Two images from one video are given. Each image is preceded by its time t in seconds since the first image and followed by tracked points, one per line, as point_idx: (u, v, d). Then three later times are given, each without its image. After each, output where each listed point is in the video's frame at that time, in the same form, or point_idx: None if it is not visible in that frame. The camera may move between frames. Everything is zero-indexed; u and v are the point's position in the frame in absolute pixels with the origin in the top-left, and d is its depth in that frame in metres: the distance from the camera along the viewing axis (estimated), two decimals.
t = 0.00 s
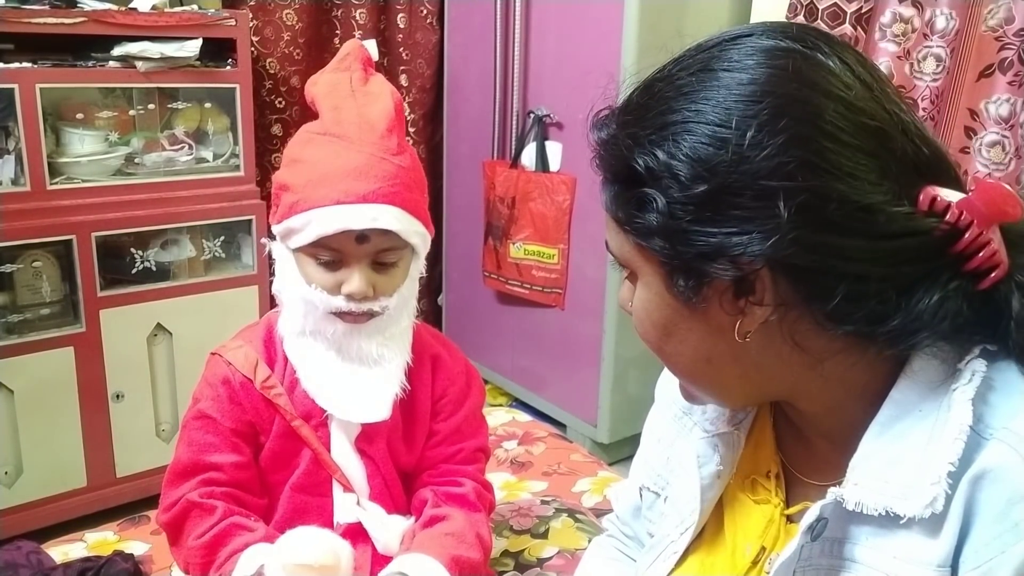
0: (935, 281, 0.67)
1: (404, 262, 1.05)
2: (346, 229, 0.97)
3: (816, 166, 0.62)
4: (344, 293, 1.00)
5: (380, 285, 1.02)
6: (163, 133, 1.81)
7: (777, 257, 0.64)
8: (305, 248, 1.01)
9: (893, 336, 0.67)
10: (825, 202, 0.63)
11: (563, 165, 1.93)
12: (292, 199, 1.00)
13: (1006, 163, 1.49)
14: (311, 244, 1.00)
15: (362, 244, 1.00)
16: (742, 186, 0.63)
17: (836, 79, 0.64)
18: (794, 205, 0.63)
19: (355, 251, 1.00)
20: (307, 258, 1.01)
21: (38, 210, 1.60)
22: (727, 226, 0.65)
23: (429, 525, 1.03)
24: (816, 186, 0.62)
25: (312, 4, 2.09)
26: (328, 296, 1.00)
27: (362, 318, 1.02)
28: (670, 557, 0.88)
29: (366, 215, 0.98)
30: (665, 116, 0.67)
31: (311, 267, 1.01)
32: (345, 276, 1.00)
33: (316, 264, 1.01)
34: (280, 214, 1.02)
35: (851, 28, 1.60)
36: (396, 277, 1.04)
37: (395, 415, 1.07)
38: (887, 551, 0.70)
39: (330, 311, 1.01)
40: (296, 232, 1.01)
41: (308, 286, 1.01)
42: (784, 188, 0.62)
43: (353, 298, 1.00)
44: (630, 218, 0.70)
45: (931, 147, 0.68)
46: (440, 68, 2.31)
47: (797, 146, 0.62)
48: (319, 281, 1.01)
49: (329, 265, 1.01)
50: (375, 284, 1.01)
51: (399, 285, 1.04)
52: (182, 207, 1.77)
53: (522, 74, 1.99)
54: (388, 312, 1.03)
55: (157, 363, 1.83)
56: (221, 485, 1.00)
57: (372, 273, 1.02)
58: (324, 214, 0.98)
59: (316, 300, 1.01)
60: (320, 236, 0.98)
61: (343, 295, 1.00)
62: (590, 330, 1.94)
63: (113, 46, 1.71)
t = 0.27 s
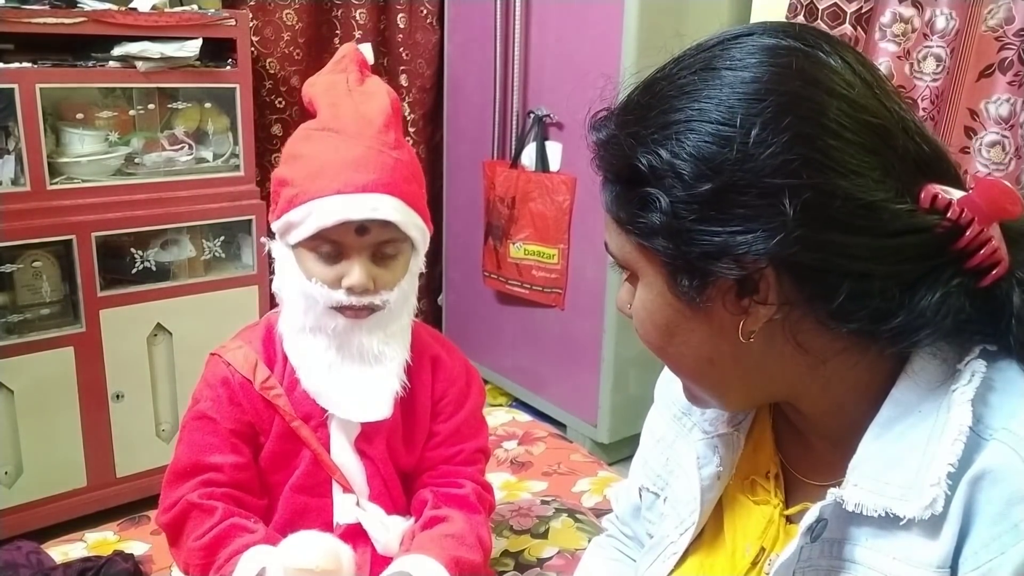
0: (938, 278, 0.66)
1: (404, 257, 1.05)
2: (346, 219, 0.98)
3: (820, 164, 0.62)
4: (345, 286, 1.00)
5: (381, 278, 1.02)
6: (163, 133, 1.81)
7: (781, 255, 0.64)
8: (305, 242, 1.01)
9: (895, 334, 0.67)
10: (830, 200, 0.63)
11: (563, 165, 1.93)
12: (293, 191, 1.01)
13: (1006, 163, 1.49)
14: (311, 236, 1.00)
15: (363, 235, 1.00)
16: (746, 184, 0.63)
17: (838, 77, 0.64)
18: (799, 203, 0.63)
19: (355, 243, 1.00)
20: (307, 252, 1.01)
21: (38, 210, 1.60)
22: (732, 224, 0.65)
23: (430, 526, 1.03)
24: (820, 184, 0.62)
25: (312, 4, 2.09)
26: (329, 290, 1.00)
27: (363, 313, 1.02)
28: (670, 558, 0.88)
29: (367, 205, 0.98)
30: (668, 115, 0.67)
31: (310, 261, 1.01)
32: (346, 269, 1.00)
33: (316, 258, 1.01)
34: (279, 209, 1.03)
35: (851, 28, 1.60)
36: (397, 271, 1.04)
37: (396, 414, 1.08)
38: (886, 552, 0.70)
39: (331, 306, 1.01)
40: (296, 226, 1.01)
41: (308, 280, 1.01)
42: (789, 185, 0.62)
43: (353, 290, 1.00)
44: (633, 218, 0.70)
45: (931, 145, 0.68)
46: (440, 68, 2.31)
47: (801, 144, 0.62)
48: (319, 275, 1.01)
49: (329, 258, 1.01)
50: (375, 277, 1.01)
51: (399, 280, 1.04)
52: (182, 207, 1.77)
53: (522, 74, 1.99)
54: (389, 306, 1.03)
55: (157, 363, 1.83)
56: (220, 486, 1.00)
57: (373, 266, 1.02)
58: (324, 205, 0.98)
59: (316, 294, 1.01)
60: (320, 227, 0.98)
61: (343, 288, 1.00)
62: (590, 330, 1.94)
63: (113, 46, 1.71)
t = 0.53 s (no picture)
0: (938, 280, 0.66)
1: (404, 239, 1.09)
2: (352, 190, 1.02)
3: (821, 165, 0.62)
4: (350, 261, 1.03)
5: (383, 255, 1.06)
6: (163, 133, 1.81)
7: (781, 256, 0.64)
8: (309, 221, 1.05)
9: (895, 335, 0.67)
10: (830, 201, 0.63)
11: (563, 164, 1.93)
12: (294, 172, 1.05)
13: (1006, 163, 1.49)
14: (315, 213, 1.04)
15: (367, 209, 1.04)
16: (747, 185, 0.63)
17: (839, 78, 0.64)
18: (799, 204, 0.63)
19: (360, 216, 1.04)
20: (310, 232, 1.05)
21: (38, 210, 1.60)
22: (732, 225, 0.65)
23: (428, 526, 1.03)
24: (820, 185, 0.62)
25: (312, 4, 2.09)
26: (333, 267, 1.03)
27: (366, 293, 1.05)
28: (671, 559, 0.88)
29: (371, 177, 1.03)
30: (669, 115, 0.67)
31: (313, 240, 1.05)
32: (351, 244, 1.04)
33: (320, 237, 1.05)
34: (281, 193, 1.07)
35: (851, 28, 1.60)
36: (396, 252, 1.08)
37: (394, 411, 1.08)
38: (887, 552, 0.70)
39: (336, 284, 1.04)
40: (300, 206, 1.05)
41: (312, 260, 1.04)
42: (789, 186, 0.62)
43: (357, 265, 1.03)
44: (633, 217, 0.70)
45: (933, 147, 0.68)
46: (440, 68, 2.31)
47: (802, 145, 0.62)
48: (323, 253, 1.04)
49: (333, 236, 1.05)
50: (378, 253, 1.05)
51: (400, 260, 1.08)
52: (182, 207, 1.77)
53: (522, 74, 1.99)
54: (392, 287, 1.07)
55: (157, 363, 1.83)
56: (218, 488, 1.00)
57: (376, 243, 1.06)
58: (329, 179, 1.03)
59: (320, 270, 1.03)
60: (324, 201, 1.02)
61: (348, 264, 1.03)
62: (590, 330, 1.94)
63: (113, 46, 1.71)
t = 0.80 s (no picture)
0: (938, 282, 0.66)
1: (396, 230, 1.10)
2: (342, 180, 1.03)
3: (823, 166, 0.62)
4: (344, 251, 1.04)
5: (377, 245, 1.06)
6: (163, 133, 1.81)
7: (780, 256, 0.64)
8: (301, 215, 1.05)
9: (894, 337, 0.67)
10: (831, 202, 0.63)
11: (563, 165, 1.93)
12: (287, 167, 1.06)
13: (1006, 163, 1.49)
14: (308, 206, 1.04)
15: (359, 200, 1.05)
16: (748, 184, 0.63)
17: (844, 79, 0.64)
18: (800, 205, 0.63)
19: (352, 207, 1.05)
20: (303, 226, 1.05)
21: (38, 210, 1.60)
22: (732, 224, 0.65)
23: (428, 518, 1.03)
24: (821, 186, 0.62)
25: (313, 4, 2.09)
26: (328, 258, 1.04)
27: (361, 282, 1.06)
28: (672, 560, 0.87)
29: (362, 167, 1.04)
30: (673, 112, 0.67)
31: (307, 234, 1.05)
32: (344, 235, 1.04)
33: (313, 231, 1.05)
34: (273, 191, 1.07)
35: (851, 28, 1.60)
36: (389, 242, 1.08)
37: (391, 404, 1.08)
38: (886, 552, 0.70)
39: (331, 275, 1.04)
40: (292, 201, 1.05)
41: (306, 253, 1.04)
42: (790, 187, 0.62)
43: (351, 255, 1.04)
44: (634, 214, 0.70)
45: (936, 149, 0.68)
46: (440, 68, 2.31)
47: (804, 145, 0.62)
48: (317, 246, 1.05)
49: (326, 229, 1.05)
50: (372, 243, 1.06)
51: (393, 251, 1.08)
52: (181, 207, 1.77)
53: (523, 74, 1.99)
54: (387, 276, 1.07)
55: (157, 363, 1.83)
56: (219, 484, 1.00)
57: (368, 234, 1.06)
58: (320, 171, 1.03)
59: (315, 262, 1.03)
60: (315, 194, 1.03)
61: (343, 255, 1.04)
62: (590, 330, 1.94)
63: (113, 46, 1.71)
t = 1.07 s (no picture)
0: (938, 284, 0.67)
1: (383, 237, 1.09)
2: (327, 196, 1.02)
3: (825, 167, 0.62)
4: (331, 266, 1.03)
5: (364, 257, 1.06)
6: (163, 133, 1.81)
7: (780, 256, 0.64)
8: (288, 228, 1.04)
9: (893, 338, 0.67)
10: (831, 203, 0.63)
11: (563, 165, 1.93)
12: (272, 179, 1.04)
13: (1006, 163, 1.49)
14: (293, 220, 1.03)
15: (344, 213, 1.04)
16: (750, 183, 0.63)
17: (846, 79, 0.64)
18: (801, 205, 0.63)
19: (338, 221, 1.04)
20: (290, 239, 1.05)
21: (38, 210, 1.60)
22: (733, 223, 0.65)
23: (448, 498, 1.06)
24: (823, 187, 0.62)
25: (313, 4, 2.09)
26: (315, 272, 1.03)
27: (348, 293, 1.06)
28: (673, 561, 0.87)
29: (346, 182, 1.03)
30: (675, 111, 0.67)
31: (294, 246, 1.05)
32: (330, 249, 1.04)
33: (300, 244, 1.05)
34: (258, 202, 1.06)
35: (851, 28, 1.60)
36: (376, 252, 1.08)
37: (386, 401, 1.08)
38: (886, 553, 0.70)
39: (318, 288, 1.04)
40: (277, 213, 1.04)
41: (293, 267, 1.04)
42: (791, 187, 0.62)
43: (338, 269, 1.04)
44: (635, 212, 0.70)
45: (937, 151, 0.68)
46: (440, 68, 2.31)
47: (806, 146, 0.62)
48: (304, 259, 1.04)
49: (313, 242, 1.04)
50: (359, 255, 1.05)
51: (381, 259, 1.08)
52: (181, 207, 1.77)
53: (522, 74, 1.99)
54: (374, 285, 1.07)
55: (157, 363, 1.83)
56: (217, 483, 1.00)
57: (355, 245, 1.06)
58: (305, 186, 1.02)
59: (302, 275, 1.03)
60: (300, 209, 1.02)
61: (329, 269, 1.04)
62: (590, 330, 1.94)
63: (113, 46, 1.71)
